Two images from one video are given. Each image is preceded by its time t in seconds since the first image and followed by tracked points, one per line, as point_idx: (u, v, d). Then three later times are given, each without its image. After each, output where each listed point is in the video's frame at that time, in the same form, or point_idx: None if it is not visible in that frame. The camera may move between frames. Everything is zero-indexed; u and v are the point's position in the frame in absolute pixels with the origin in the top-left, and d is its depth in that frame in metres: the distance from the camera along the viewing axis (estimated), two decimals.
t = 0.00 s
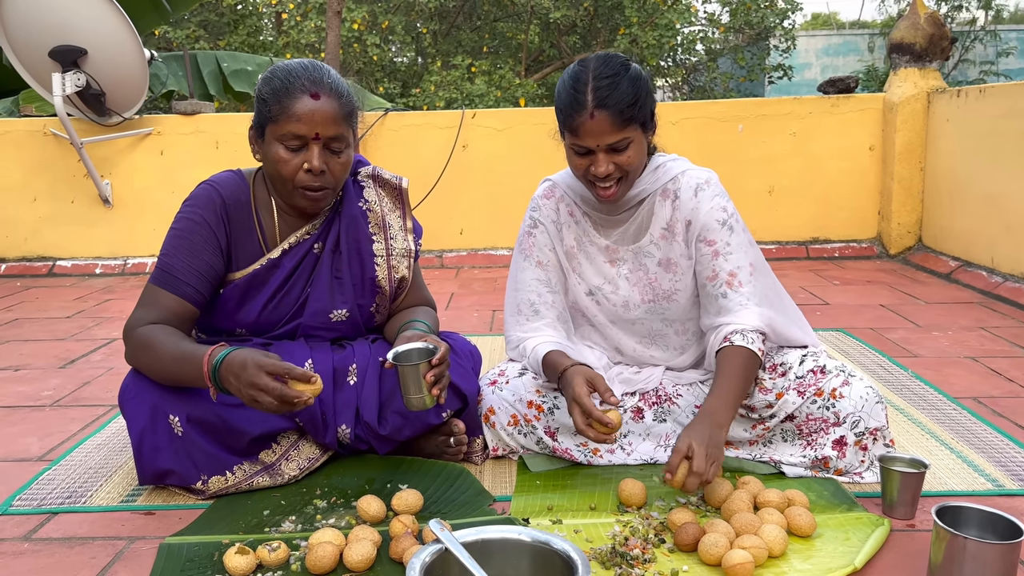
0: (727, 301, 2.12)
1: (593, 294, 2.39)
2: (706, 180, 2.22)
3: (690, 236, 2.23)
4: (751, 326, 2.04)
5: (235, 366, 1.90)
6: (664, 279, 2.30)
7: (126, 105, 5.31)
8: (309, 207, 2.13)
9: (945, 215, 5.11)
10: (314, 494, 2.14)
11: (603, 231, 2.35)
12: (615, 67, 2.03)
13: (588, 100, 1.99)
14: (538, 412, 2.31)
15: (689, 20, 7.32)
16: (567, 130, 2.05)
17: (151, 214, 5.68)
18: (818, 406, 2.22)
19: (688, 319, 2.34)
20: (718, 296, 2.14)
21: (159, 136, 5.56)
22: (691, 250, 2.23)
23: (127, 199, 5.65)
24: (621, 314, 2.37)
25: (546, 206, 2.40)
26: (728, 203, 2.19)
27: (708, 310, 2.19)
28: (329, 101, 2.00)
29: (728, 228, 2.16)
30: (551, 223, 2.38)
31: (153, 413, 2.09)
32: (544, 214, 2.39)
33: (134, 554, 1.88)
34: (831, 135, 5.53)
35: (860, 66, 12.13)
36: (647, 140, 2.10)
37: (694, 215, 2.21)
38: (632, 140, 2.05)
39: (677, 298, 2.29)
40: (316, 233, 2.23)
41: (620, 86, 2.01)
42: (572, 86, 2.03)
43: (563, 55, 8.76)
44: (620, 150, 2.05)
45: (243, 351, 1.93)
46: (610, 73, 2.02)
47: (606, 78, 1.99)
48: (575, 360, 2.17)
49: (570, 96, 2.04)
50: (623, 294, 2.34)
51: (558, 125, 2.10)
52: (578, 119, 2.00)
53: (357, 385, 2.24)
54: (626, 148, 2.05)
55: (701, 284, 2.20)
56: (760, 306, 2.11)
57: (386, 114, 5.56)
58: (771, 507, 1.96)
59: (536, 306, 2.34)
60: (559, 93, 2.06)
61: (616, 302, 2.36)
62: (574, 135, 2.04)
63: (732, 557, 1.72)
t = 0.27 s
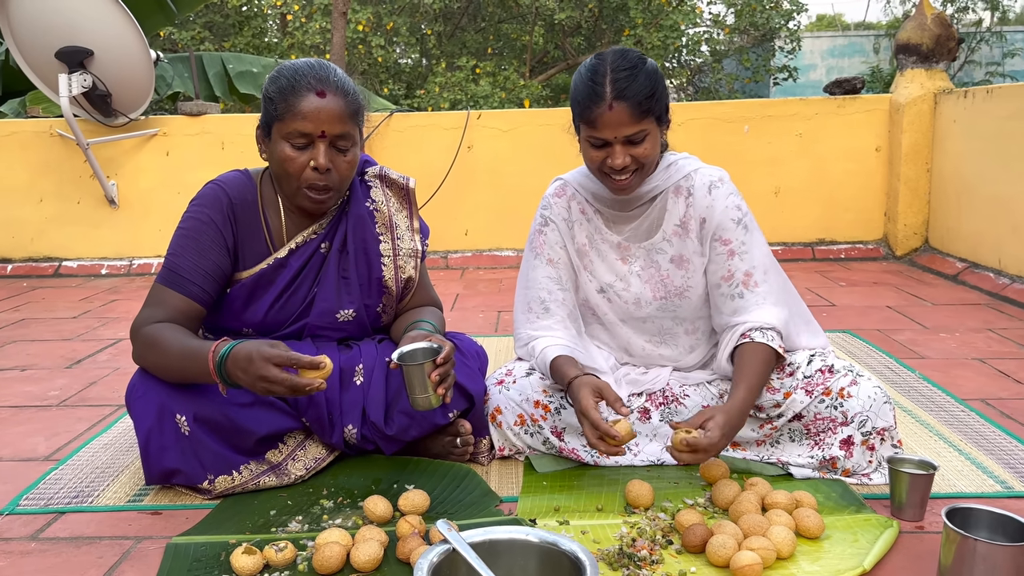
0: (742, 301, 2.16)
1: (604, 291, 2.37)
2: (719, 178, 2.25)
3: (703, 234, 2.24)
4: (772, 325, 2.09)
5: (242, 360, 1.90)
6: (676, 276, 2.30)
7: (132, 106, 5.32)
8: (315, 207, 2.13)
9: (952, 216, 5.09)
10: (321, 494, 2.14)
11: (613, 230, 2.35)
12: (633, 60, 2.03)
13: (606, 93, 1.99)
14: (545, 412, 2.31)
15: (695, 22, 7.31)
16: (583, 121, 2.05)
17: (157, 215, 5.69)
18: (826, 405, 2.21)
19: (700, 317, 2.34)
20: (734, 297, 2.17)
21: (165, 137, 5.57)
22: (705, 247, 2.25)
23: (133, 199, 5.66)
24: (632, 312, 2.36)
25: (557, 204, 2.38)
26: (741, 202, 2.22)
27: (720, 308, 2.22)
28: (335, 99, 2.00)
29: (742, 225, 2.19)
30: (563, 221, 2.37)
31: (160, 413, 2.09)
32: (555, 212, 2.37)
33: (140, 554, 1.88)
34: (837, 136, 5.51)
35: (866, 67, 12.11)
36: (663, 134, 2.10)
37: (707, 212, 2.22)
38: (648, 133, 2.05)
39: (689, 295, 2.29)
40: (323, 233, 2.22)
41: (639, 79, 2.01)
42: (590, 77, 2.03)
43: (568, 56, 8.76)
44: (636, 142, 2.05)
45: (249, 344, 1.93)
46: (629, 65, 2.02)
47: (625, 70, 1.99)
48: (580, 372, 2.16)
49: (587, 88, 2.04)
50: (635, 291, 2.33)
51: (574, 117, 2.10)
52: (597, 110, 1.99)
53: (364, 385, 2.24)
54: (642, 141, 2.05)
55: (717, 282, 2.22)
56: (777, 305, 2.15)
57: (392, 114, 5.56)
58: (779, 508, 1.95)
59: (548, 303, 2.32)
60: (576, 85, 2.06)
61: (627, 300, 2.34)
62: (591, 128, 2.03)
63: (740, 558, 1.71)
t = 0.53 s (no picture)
0: (784, 284, 2.23)
1: (619, 288, 2.36)
2: (736, 168, 2.31)
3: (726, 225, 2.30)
4: (818, 298, 2.15)
5: (247, 364, 1.89)
6: (694, 270, 2.33)
7: (135, 105, 5.32)
8: (316, 202, 2.12)
9: (956, 217, 5.07)
10: (322, 494, 2.13)
11: (630, 225, 2.35)
12: (664, 54, 2.06)
13: (641, 83, 2.01)
14: (548, 412, 2.30)
15: (698, 22, 7.30)
16: (612, 113, 2.05)
17: (160, 214, 5.69)
18: (830, 403, 2.20)
19: (716, 311, 2.37)
20: (777, 280, 2.24)
21: (168, 137, 5.57)
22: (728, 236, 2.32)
23: (135, 199, 5.66)
24: (647, 308, 2.36)
25: (573, 201, 2.36)
26: (762, 190, 2.29)
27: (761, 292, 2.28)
28: (335, 97, 1.99)
29: (770, 212, 2.26)
30: (579, 218, 2.34)
31: (162, 412, 2.08)
32: (571, 208, 2.35)
33: (142, 553, 1.87)
34: (841, 136, 5.50)
35: (870, 68, 12.07)
36: (690, 130, 2.13)
37: (730, 203, 2.29)
38: (678, 126, 2.07)
39: (706, 288, 2.33)
40: (325, 233, 2.21)
41: (671, 72, 2.04)
42: (622, 69, 2.05)
43: (571, 57, 8.74)
44: (666, 135, 2.07)
45: (251, 345, 1.91)
46: (661, 58, 2.05)
47: (659, 62, 2.02)
48: (601, 348, 2.17)
49: (619, 79, 2.05)
50: (651, 287, 2.33)
51: (601, 109, 2.10)
52: (631, 102, 2.01)
53: (366, 384, 2.23)
54: (672, 134, 2.07)
55: (755, 268, 2.27)
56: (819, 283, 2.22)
57: (395, 114, 5.56)
58: (783, 509, 1.94)
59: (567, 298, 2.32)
60: (606, 78, 2.07)
61: (644, 295, 2.34)
62: (622, 119, 2.04)
63: (744, 559, 1.70)
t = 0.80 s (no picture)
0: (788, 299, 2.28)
1: (642, 288, 2.34)
2: (762, 176, 2.35)
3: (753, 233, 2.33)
4: (807, 316, 2.21)
5: (255, 380, 1.90)
6: (719, 274, 2.33)
7: (138, 105, 5.34)
8: (316, 207, 2.13)
9: (957, 219, 5.07)
10: (323, 494, 2.14)
11: (656, 225, 2.33)
12: (711, 54, 2.07)
13: (699, 83, 2.01)
14: (549, 414, 2.30)
15: (700, 23, 7.31)
16: (666, 113, 2.05)
17: (161, 214, 5.70)
18: (829, 403, 2.20)
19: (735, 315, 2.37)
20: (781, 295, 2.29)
21: (170, 136, 5.58)
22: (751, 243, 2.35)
23: (137, 198, 5.67)
24: (668, 310, 2.35)
25: (601, 197, 2.32)
26: (785, 201, 2.35)
27: (768, 304, 2.33)
28: (335, 99, 2.00)
29: (789, 224, 2.32)
30: (606, 215, 2.31)
31: (163, 413, 2.09)
32: (599, 205, 2.31)
33: (142, 553, 1.88)
34: (842, 137, 5.50)
35: (871, 69, 12.07)
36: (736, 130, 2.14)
37: (756, 209, 2.33)
38: (727, 128, 2.08)
39: (729, 292, 2.34)
40: (327, 234, 2.22)
41: (722, 72, 2.05)
42: (674, 68, 2.04)
43: (573, 57, 8.75)
44: (718, 135, 2.07)
45: (259, 358, 1.91)
46: (710, 59, 2.06)
47: (713, 62, 2.03)
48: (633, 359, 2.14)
49: (671, 79, 2.05)
50: (675, 289, 2.33)
51: (651, 109, 2.08)
52: (690, 101, 2.01)
53: (367, 385, 2.24)
54: (724, 134, 2.08)
55: (766, 278, 2.32)
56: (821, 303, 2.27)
57: (397, 114, 5.57)
58: (782, 511, 1.94)
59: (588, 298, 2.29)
60: (656, 76, 2.07)
61: (667, 297, 2.33)
62: (678, 119, 2.03)
63: (742, 560, 1.70)
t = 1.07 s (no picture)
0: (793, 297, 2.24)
1: (660, 289, 2.35)
2: (783, 178, 2.34)
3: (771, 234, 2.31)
4: (810, 323, 2.15)
5: (259, 345, 1.88)
6: (737, 276, 2.33)
7: (140, 105, 5.35)
8: (321, 207, 2.13)
9: (958, 220, 5.08)
10: (325, 494, 2.15)
11: (677, 225, 2.34)
12: (744, 54, 2.07)
13: (728, 80, 2.02)
14: (550, 416, 2.31)
15: (701, 23, 7.31)
16: (692, 107, 2.05)
17: (163, 213, 5.71)
18: (832, 408, 2.21)
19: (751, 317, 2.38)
20: (787, 292, 2.25)
21: (172, 136, 5.59)
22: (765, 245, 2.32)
23: (139, 198, 5.68)
24: (684, 311, 2.36)
25: (622, 197, 2.31)
26: (802, 202, 2.32)
27: (773, 305, 2.29)
28: (341, 101, 2.00)
29: (804, 225, 2.30)
30: (627, 215, 2.30)
31: (165, 412, 2.09)
32: (620, 205, 2.30)
33: (145, 552, 1.88)
34: (843, 138, 5.50)
35: (872, 70, 12.08)
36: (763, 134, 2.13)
37: (774, 210, 2.31)
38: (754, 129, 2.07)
39: (745, 295, 2.34)
40: (329, 236, 2.23)
41: (753, 72, 2.05)
42: (706, 64, 2.05)
43: (574, 58, 8.76)
44: (743, 135, 2.07)
45: (257, 325, 1.89)
46: (743, 58, 2.06)
47: (745, 61, 2.03)
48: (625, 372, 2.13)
49: (701, 75, 2.05)
50: (693, 292, 2.33)
51: (678, 103, 2.10)
52: (717, 97, 2.01)
53: (368, 385, 2.25)
54: (749, 134, 2.07)
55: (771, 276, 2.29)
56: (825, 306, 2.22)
57: (399, 114, 5.58)
58: (783, 511, 1.95)
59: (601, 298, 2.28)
60: (687, 71, 2.08)
61: (685, 299, 2.33)
62: (704, 114, 2.03)
63: (743, 560, 1.71)
